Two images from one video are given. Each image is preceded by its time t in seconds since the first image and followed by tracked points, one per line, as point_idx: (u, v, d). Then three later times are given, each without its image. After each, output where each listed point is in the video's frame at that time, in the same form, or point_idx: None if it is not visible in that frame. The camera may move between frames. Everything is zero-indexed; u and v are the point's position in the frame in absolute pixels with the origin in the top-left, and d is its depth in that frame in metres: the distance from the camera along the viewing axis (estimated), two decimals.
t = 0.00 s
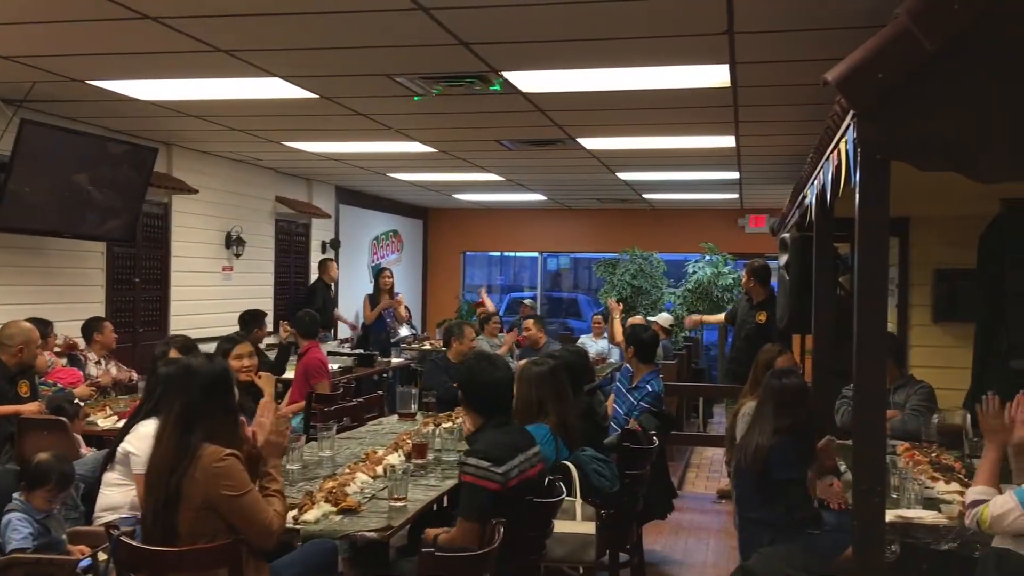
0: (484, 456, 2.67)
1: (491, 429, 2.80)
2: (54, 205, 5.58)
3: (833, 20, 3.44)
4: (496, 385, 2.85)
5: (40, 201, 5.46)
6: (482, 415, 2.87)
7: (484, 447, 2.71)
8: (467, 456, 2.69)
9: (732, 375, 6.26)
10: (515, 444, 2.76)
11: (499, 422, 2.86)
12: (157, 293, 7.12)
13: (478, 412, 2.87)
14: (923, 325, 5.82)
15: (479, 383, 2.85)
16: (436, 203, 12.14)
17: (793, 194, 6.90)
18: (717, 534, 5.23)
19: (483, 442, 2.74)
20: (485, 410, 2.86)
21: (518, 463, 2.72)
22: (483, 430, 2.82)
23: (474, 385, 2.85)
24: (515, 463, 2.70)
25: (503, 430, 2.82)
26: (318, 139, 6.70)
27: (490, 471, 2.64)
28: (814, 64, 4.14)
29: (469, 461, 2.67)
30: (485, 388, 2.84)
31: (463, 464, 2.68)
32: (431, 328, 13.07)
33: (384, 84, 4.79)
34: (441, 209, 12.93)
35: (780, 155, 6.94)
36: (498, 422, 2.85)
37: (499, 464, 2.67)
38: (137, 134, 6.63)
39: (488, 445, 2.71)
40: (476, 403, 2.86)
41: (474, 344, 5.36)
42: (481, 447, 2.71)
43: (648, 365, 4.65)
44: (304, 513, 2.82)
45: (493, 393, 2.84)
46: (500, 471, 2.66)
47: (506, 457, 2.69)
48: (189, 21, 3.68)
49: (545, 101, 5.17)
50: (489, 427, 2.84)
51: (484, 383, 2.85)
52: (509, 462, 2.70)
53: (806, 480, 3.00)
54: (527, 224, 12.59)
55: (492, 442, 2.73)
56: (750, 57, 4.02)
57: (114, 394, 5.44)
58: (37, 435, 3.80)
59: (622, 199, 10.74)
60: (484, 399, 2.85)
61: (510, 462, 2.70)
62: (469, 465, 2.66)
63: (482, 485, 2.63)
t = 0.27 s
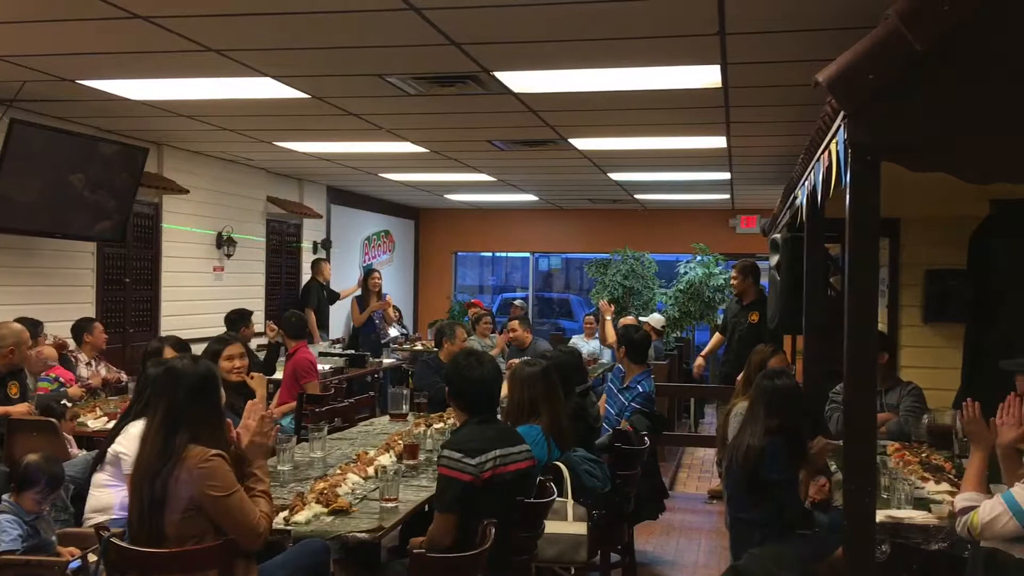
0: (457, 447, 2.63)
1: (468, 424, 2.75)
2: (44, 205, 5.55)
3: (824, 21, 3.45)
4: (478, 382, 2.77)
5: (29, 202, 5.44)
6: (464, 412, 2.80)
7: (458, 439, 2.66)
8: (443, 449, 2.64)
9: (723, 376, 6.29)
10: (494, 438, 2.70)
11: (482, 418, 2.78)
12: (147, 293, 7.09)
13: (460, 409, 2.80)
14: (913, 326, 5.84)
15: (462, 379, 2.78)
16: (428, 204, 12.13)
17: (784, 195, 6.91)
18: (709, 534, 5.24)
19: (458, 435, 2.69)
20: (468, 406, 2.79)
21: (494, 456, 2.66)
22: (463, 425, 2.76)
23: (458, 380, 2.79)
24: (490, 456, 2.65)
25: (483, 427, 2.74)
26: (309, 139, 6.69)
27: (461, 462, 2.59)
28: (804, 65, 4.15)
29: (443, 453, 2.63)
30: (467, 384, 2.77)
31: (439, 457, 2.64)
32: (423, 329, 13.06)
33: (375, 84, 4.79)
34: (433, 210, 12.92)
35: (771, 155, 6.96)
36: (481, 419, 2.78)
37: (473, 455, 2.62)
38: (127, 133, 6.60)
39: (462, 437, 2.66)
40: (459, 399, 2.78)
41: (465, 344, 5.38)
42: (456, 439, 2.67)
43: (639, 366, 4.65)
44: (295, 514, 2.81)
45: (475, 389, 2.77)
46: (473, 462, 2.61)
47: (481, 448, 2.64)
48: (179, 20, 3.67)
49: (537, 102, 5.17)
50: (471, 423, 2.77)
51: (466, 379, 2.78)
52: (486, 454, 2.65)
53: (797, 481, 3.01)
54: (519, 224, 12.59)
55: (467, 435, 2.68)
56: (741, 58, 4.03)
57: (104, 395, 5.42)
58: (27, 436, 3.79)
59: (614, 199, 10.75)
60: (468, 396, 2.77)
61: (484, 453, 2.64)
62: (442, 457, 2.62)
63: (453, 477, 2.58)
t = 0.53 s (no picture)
0: (469, 443, 2.71)
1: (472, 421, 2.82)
2: (39, 203, 5.54)
3: (820, 20, 3.45)
4: (479, 381, 2.85)
5: (23, 200, 5.43)
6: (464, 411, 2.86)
7: (466, 435, 2.74)
8: (452, 446, 2.71)
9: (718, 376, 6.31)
10: (497, 434, 2.79)
11: (481, 415, 2.86)
12: (142, 292, 7.08)
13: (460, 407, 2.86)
14: (907, 325, 5.85)
15: (462, 378, 2.84)
16: (423, 203, 12.13)
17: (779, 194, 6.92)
18: (704, 533, 5.24)
19: (466, 431, 2.77)
20: (467, 404, 2.86)
21: (501, 450, 2.76)
22: (464, 422, 2.83)
23: (457, 379, 2.85)
24: (499, 451, 2.74)
25: (484, 424, 2.82)
26: (304, 138, 6.68)
27: (475, 456, 2.67)
28: (800, 65, 4.16)
29: (454, 450, 2.70)
30: (469, 383, 2.84)
31: (447, 454, 2.71)
32: (418, 328, 13.06)
33: (371, 83, 4.78)
34: (428, 209, 12.91)
35: (766, 155, 6.96)
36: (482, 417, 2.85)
37: (485, 450, 2.71)
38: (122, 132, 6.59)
39: (470, 434, 2.74)
40: (459, 397, 2.85)
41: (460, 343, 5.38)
42: (465, 436, 2.74)
43: (634, 365, 4.65)
44: (290, 513, 2.81)
45: (477, 387, 2.84)
46: (487, 457, 2.70)
47: (491, 444, 2.73)
48: (174, 19, 3.66)
49: (532, 101, 5.16)
50: (471, 420, 2.84)
51: (466, 378, 2.84)
52: (493, 449, 2.74)
53: (793, 480, 3.01)
54: (514, 224, 12.59)
55: (474, 432, 2.76)
56: (737, 57, 4.04)
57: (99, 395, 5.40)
58: (22, 436, 3.78)
59: (609, 199, 10.76)
60: (467, 394, 2.84)
61: (494, 448, 2.74)
62: (453, 454, 2.69)
63: (469, 472, 2.66)
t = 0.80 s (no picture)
0: (480, 441, 2.71)
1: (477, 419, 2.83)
2: (35, 200, 5.53)
3: (818, 17, 3.45)
4: (482, 379, 2.87)
5: (20, 197, 5.42)
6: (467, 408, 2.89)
7: (476, 433, 2.74)
8: (462, 444, 2.71)
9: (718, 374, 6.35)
10: (505, 431, 2.80)
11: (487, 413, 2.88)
12: (138, 288, 7.07)
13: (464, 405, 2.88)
14: (905, 323, 5.86)
15: (465, 376, 2.86)
16: (421, 200, 12.13)
17: (776, 191, 6.92)
18: (701, 530, 5.24)
19: (475, 429, 2.77)
20: (471, 402, 2.88)
21: (510, 447, 2.77)
22: (471, 420, 2.84)
23: (461, 378, 2.86)
24: (509, 447, 2.75)
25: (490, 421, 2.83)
26: (302, 135, 6.67)
27: (486, 455, 2.67)
28: (798, 61, 4.16)
29: (464, 448, 2.69)
30: (473, 381, 2.85)
31: (458, 453, 2.70)
32: (416, 326, 13.06)
33: (368, 80, 4.78)
34: (425, 206, 12.91)
35: (764, 152, 6.96)
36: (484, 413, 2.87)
37: (495, 448, 2.71)
38: (118, 128, 6.58)
39: (479, 431, 2.75)
40: (463, 396, 2.87)
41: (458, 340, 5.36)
42: (474, 434, 2.74)
43: (630, 363, 4.65)
44: (287, 510, 2.80)
45: (481, 385, 2.87)
46: (498, 454, 2.70)
47: (500, 441, 2.74)
48: (171, 15, 3.66)
49: (529, 98, 5.16)
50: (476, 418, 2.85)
51: (470, 377, 2.86)
52: (504, 447, 2.74)
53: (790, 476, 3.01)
54: (512, 221, 12.59)
55: (482, 429, 2.76)
56: (734, 54, 4.03)
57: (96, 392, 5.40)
58: (19, 432, 3.78)
59: (607, 196, 10.75)
60: (469, 390, 2.87)
61: (504, 446, 2.74)
62: (464, 452, 2.69)
63: (482, 470, 2.65)
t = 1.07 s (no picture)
0: (478, 447, 2.72)
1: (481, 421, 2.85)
2: (31, 195, 5.52)
3: (815, 13, 3.45)
4: (487, 379, 2.88)
5: (16, 192, 5.41)
6: (472, 408, 2.90)
7: (477, 437, 2.76)
8: (460, 448, 2.73)
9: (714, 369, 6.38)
10: (507, 434, 2.81)
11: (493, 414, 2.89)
12: (135, 283, 7.07)
13: (469, 406, 2.90)
14: (901, 319, 5.86)
15: (470, 377, 2.87)
16: (418, 196, 12.12)
17: (773, 187, 6.93)
18: (697, 525, 5.25)
19: (475, 434, 2.78)
20: (476, 402, 2.89)
21: (512, 452, 2.78)
22: (476, 422, 2.86)
23: (466, 379, 2.87)
24: (511, 452, 2.77)
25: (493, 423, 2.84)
26: (298, 130, 6.67)
27: (482, 461, 2.69)
28: (794, 57, 4.16)
29: (461, 452, 2.71)
30: (477, 382, 2.86)
31: (456, 456, 2.72)
32: (413, 321, 13.06)
33: (364, 75, 4.77)
34: (422, 201, 12.90)
35: (762, 148, 6.97)
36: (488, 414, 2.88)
37: (495, 454, 2.72)
38: (114, 123, 6.57)
39: (481, 436, 2.76)
40: (468, 396, 2.88)
41: (454, 335, 5.35)
42: (474, 439, 2.75)
43: (626, 358, 4.66)
44: (284, 504, 2.81)
45: (486, 386, 2.88)
46: (496, 461, 2.71)
47: (500, 446, 2.74)
48: (167, 10, 3.65)
49: (526, 93, 5.15)
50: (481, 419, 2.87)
51: (474, 377, 2.87)
52: (505, 452, 2.75)
53: (785, 470, 3.02)
54: (509, 217, 12.58)
55: (483, 433, 2.78)
56: (731, 50, 4.03)
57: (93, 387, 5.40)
58: (15, 427, 3.78)
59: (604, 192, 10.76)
60: (476, 390, 2.87)
61: (504, 451, 2.75)
62: (461, 456, 2.71)
63: (476, 476, 2.67)
